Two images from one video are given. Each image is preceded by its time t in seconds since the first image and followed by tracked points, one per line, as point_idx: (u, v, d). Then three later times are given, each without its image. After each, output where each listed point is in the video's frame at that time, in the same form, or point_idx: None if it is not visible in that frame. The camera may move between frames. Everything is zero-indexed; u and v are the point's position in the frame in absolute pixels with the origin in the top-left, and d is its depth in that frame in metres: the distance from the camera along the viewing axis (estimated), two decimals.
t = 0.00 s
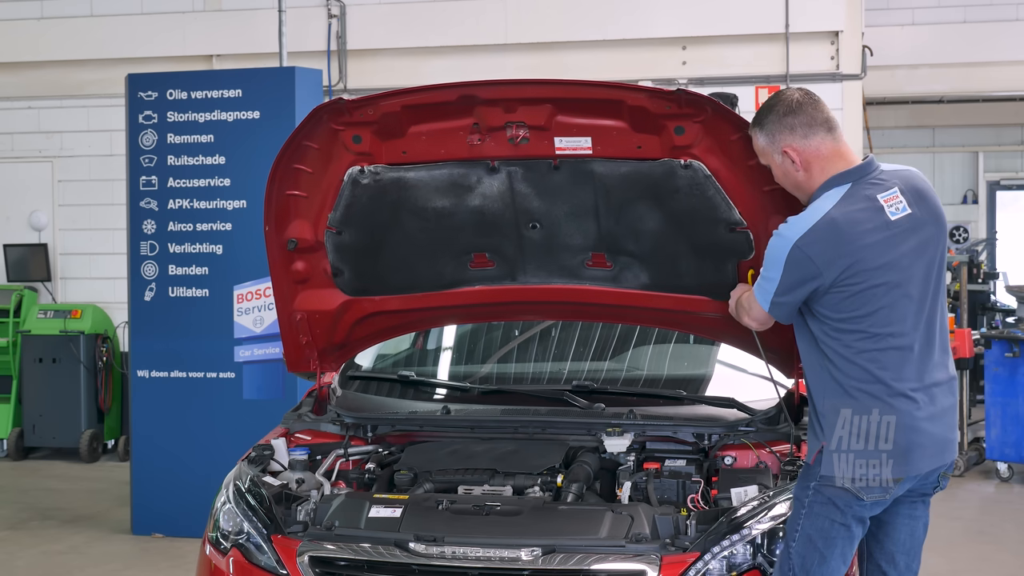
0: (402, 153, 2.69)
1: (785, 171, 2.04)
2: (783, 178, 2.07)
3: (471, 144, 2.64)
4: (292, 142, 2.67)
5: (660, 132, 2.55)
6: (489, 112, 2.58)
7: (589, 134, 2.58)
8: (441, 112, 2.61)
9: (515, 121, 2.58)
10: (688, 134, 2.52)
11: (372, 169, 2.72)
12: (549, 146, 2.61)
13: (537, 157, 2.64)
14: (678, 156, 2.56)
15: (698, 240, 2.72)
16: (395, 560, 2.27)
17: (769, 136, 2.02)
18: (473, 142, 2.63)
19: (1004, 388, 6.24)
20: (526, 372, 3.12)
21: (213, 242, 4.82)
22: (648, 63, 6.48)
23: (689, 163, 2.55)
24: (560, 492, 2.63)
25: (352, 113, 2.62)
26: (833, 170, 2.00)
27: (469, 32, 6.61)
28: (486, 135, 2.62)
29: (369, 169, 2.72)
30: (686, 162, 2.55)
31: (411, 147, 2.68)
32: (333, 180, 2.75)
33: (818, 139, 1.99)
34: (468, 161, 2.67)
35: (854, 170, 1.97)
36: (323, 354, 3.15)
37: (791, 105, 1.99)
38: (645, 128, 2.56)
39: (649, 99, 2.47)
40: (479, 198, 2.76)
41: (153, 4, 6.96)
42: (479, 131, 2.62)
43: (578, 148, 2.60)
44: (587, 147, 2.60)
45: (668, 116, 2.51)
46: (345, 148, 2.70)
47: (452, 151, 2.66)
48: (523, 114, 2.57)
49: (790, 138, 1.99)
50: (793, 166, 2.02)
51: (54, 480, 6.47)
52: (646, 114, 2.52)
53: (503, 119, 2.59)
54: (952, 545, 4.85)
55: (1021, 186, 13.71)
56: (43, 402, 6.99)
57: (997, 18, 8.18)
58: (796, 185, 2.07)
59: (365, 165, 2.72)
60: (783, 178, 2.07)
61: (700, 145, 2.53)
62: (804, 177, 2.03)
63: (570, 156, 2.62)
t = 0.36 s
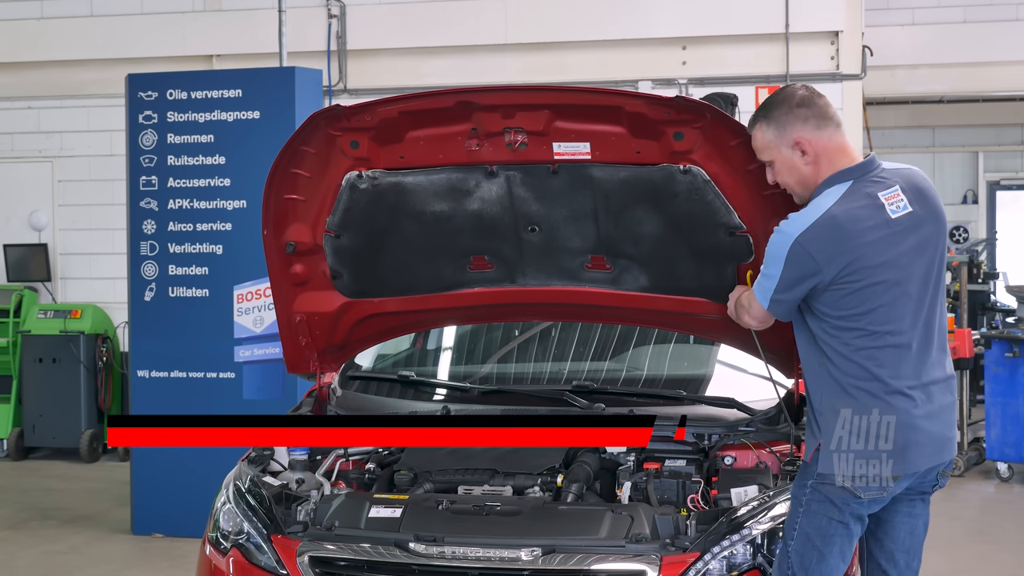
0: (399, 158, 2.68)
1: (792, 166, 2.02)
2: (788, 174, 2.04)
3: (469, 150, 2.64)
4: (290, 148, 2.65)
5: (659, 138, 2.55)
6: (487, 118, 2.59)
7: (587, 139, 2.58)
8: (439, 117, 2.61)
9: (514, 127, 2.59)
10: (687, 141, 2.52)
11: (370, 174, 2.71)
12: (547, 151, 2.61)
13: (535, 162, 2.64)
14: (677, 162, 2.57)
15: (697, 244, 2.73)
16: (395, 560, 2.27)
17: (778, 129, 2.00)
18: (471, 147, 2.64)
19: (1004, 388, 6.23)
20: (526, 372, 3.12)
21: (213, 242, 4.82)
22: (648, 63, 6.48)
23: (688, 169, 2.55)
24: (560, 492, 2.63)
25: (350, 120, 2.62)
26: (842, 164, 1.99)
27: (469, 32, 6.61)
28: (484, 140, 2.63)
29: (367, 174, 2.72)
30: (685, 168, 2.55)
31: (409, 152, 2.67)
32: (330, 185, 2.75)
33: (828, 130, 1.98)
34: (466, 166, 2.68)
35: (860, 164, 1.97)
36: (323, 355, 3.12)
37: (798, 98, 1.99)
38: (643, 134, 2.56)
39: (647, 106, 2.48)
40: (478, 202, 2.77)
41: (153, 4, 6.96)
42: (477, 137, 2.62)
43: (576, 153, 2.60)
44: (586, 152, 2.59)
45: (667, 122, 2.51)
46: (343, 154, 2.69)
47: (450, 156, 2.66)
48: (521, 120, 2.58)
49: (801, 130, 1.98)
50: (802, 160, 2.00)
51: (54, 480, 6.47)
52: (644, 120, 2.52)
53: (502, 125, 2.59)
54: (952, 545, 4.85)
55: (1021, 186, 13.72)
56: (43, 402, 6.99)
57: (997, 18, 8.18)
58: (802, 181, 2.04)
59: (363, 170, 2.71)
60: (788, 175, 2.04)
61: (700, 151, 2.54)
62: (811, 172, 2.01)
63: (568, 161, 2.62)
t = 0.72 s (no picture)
0: (398, 161, 2.68)
1: (813, 157, 1.99)
2: (806, 166, 2.00)
3: (468, 153, 2.63)
4: (287, 152, 2.65)
5: (659, 141, 2.55)
6: (486, 122, 2.58)
7: (586, 143, 2.58)
8: (438, 121, 2.61)
9: (513, 130, 2.58)
10: (688, 143, 2.52)
11: (369, 177, 2.72)
12: (547, 154, 2.61)
13: (535, 165, 2.64)
14: (677, 165, 2.57)
15: (697, 246, 2.73)
16: (395, 560, 2.27)
17: (804, 118, 1.96)
18: (470, 150, 2.63)
19: (1004, 388, 6.23)
20: (526, 372, 3.15)
21: (213, 242, 4.82)
22: (648, 63, 6.47)
23: (688, 171, 2.56)
24: (560, 492, 2.63)
25: (348, 124, 2.62)
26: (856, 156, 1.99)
27: (469, 32, 6.61)
28: (483, 144, 2.62)
29: (365, 177, 2.72)
30: (685, 170, 2.56)
31: (408, 156, 2.67)
32: (329, 189, 2.75)
33: (845, 123, 1.98)
34: (465, 169, 2.68)
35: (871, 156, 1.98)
36: (323, 356, 3.08)
37: (819, 89, 1.97)
38: (643, 137, 2.56)
39: (646, 109, 2.47)
40: (477, 205, 2.77)
41: (153, 4, 6.96)
42: (476, 140, 2.62)
43: (576, 157, 2.60)
44: (585, 155, 2.60)
45: (667, 126, 2.51)
46: (341, 158, 2.69)
47: (449, 159, 2.66)
48: (519, 124, 2.57)
49: (827, 119, 1.96)
50: (824, 150, 1.98)
51: (54, 480, 6.47)
52: (644, 124, 2.52)
53: (501, 128, 2.58)
54: (953, 545, 4.85)
55: (1021, 186, 13.71)
56: (43, 402, 6.99)
57: (998, 18, 8.17)
58: (818, 174, 2.01)
59: (362, 174, 2.72)
60: (806, 166, 2.00)
61: (700, 154, 2.54)
62: (828, 164, 1.99)
63: (567, 164, 2.62)
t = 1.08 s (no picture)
0: (399, 161, 2.69)
1: (815, 152, 1.97)
2: (808, 161, 1.98)
3: (468, 152, 2.64)
4: (288, 151, 2.65)
5: (659, 140, 2.56)
6: (486, 121, 2.58)
7: (586, 142, 2.59)
8: (438, 121, 2.61)
9: (513, 130, 2.58)
10: (688, 143, 2.52)
11: (370, 176, 2.72)
12: (547, 154, 2.62)
13: (535, 165, 2.64)
14: (677, 164, 2.57)
15: (697, 245, 2.74)
16: (395, 560, 2.27)
17: (808, 112, 1.95)
18: (470, 150, 2.63)
19: (1004, 388, 6.23)
20: (526, 372, 3.13)
21: (213, 242, 4.82)
22: (648, 63, 6.47)
23: (688, 170, 2.56)
24: (560, 492, 2.83)
25: (349, 123, 2.62)
26: (858, 155, 1.98)
27: (470, 31, 6.61)
28: (483, 143, 2.63)
29: (366, 176, 2.72)
30: (685, 169, 2.56)
31: (408, 155, 2.67)
32: (329, 188, 2.75)
33: (849, 121, 1.97)
34: (466, 168, 2.68)
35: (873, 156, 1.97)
36: (323, 356, 3.09)
37: (824, 85, 1.97)
38: (643, 137, 2.56)
39: (647, 109, 2.48)
40: (477, 205, 2.77)
41: (153, 3, 6.96)
42: (476, 139, 2.62)
43: (576, 156, 2.61)
44: (586, 155, 2.60)
45: (667, 126, 2.51)
46: (342, 157, 2.69)
47: (450, 159, 2.66)
48: (520, 124, 2.57)
49: (831, 115, 1.94)
50: (826, 146, 1.96)
51: (54, 480, 6.46)
52: (644, 123, 2.52)
53: (501, 128, 2.59)
54: (952, 545, 4.85)
55: (1021, 186, 13.71)
56: (43, 402, 6.98)
57: (998, 18, 8.18)
58: (820, 170, 1.99)
59: (362, 173, 2.72)
60: (808, 162, 1.98)
61: (700, 153, 2.54)
62: (830, 160, 1.97)
63: (568, 163, 2.63)
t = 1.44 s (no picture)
0: (399, 161, 2.69)
1: (812, 152, 1.93)
2: (805, 161, 1.95)
3: (468, 153, 2.64)
4: (287, 151, 2.64)
5: (658, 141, 2.56)
6: (486, 122, 2.58)
7: (586, 143, 2.59)
8: (438, 121, 2.61)
9: (513, 130, 2.58)
10: (687, 143, 2.52)
11: (369, 177, 2.72)
12: (547, 154, 2.62)
13: (535, 165, 2.64)
14: (677, 164, 2.57)
15: (697, 246, 2.74)
16: (394, 560, 2.26)
17: (805, 112, 1.91)
18: (470, 150, 2.63)
19: (1004, 388, 6.23)
20: (526, 372, 3.13)
21: (213, 242, 4.82)
22: (648, 64, 6.47)
23: (687, 170, 2.57)
24: (560, 492, 2.82)
25: (349, 123, 2.62)
26: (859, 154, 1.93)
27: (469, 31, 6.61)
28: (483, 144, 2.63)
29: (365, 177, 2.72)
30: (685, 170, 2.56)
31: (408, 155, 2.67)
32: (329, 188, 2.75)
33: (849, 119, 1.92)
34: (465, 168, 2.68)
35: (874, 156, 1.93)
36: (323, 356, 3.10)
37: (823, 82, 1.92)
38: (643, 137, 2.56)
39: (646, 109, 2.48)
40: (477, 205, 2.77)
41: (153, 4, 6.96)
42: (475, 140, 2.62)
43: (576, 156, 2.61)
44: (585, 155, 2.60)
45: (667, 126, 2.51)
46: (341, 158, 2.69)
47: (449, 159, 2.66)
48: (519, 124, 2.57)
49: (829, 115, 1.90)
50: (824, 146, 1.92)
51: (53, 479, 6.46)
52: (644, 123, 2.52)
53: (501, 128, 2.59)
54: (951, 545, 4.85)
55: (1021, 186, 13.69)
56: (43, 402, 6.98)
57: (998, 18, 8.18)
58: (819, 169, 1.95)
59: (362, 173, 2.72)
60: (805, 161, 1.94)
61: (700, 153, 2.54)
62: (829, 159, 1.93)
63: (567, 163, 2.63)
